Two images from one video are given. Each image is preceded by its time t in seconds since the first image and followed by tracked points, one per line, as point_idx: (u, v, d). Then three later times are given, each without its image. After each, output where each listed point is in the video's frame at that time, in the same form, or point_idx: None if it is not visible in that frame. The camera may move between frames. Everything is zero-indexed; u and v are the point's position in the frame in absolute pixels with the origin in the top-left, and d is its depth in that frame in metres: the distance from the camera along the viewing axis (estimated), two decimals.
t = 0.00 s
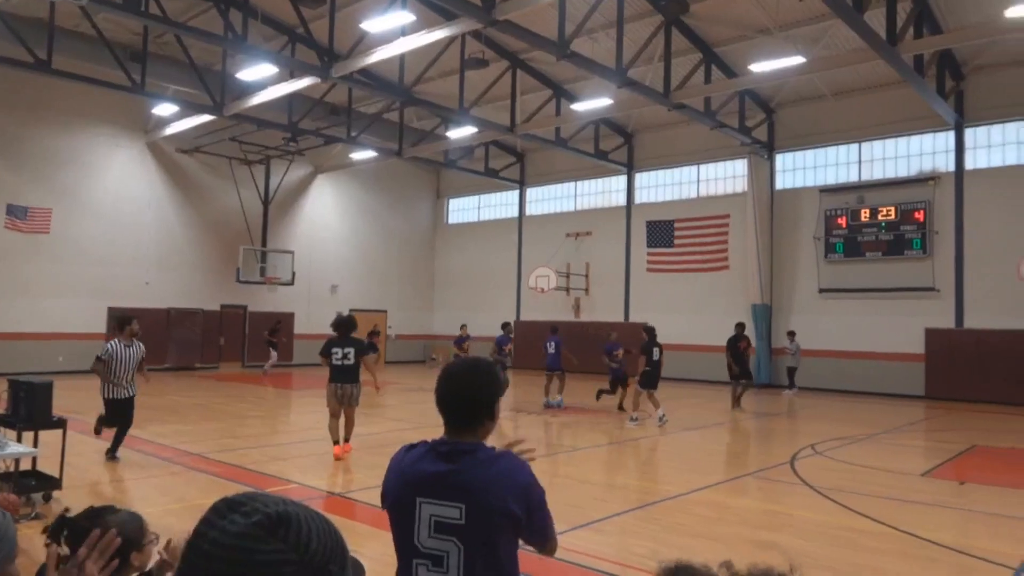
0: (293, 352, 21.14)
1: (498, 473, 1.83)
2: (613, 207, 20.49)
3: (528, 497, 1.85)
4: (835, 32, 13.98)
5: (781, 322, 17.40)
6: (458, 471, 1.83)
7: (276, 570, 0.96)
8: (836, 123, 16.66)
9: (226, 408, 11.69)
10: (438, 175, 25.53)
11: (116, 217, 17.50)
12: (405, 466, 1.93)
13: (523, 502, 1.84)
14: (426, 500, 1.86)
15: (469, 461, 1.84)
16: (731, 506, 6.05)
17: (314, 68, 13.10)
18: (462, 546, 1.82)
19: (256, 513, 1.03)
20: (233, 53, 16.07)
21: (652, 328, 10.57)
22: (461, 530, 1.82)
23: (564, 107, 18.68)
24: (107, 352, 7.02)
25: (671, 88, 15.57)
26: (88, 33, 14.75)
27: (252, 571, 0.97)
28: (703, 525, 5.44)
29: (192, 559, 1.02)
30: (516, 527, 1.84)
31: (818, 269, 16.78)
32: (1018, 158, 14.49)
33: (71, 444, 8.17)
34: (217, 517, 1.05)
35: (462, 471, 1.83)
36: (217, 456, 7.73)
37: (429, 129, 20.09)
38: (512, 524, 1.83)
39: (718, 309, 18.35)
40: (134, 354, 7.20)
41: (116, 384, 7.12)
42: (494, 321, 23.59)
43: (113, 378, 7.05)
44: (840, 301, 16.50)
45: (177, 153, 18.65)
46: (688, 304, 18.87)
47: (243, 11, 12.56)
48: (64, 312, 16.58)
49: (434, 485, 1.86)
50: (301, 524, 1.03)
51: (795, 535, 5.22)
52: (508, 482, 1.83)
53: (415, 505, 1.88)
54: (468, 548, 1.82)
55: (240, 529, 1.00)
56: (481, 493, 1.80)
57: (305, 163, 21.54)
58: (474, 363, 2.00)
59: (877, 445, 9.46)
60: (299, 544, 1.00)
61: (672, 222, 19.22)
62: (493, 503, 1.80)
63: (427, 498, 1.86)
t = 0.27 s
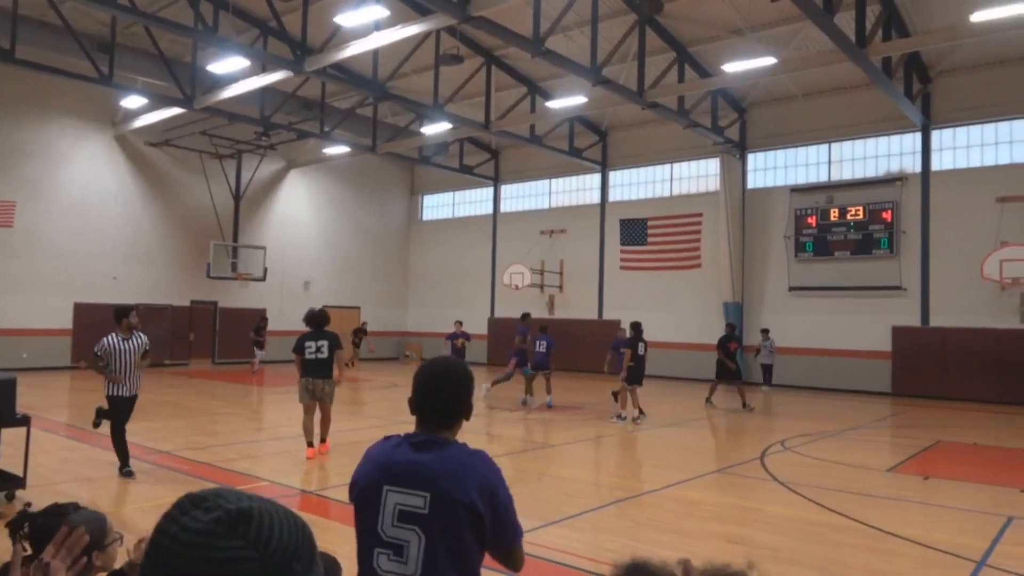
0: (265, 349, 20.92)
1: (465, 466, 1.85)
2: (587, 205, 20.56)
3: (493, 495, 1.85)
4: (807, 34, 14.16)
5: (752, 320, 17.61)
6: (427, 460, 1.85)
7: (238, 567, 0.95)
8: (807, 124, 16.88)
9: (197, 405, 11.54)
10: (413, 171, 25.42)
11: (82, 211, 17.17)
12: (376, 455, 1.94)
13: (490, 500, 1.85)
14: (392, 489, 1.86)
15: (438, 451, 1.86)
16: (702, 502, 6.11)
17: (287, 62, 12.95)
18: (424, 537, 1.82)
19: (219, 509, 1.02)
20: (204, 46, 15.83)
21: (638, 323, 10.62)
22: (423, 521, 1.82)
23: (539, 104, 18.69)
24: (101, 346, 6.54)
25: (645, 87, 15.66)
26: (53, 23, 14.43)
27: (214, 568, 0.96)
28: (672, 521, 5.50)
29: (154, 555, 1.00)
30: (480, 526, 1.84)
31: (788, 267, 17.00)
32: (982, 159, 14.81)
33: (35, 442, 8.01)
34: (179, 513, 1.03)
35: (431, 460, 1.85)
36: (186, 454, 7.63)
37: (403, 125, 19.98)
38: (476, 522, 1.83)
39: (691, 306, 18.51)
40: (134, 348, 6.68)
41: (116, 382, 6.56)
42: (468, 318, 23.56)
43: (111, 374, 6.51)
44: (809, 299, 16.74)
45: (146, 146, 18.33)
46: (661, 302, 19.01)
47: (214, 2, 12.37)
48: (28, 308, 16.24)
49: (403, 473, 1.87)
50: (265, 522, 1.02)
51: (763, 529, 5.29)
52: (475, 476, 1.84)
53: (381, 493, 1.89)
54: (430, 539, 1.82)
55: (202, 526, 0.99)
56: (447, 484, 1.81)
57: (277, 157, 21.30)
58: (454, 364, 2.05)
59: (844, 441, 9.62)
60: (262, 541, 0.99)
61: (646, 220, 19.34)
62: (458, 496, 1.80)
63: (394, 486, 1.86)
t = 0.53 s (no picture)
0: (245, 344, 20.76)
1: (427, 460, 1.89)
2: (570, 202, 20.59)
3: (449, 494, 1.88)
4: (789, 34, 14.27)
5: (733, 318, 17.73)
6: (392, 450, 1.90)
7: (211, 565, 0.94)
8: (788, 124, 17.02)
9: (175, 401, 11.43)
10: (396, 166, 25.32)
11: (60, 203, 16.92)
12: (346, 447, 1.99)
13: (446, 498, 1.87)
14: (353, 474, 1.89)
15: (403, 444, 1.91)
16: (681, 498, 6.15)
17: (269, 55, 12.84)
18: (375, 520, 1.82)
19: (192, 504, 1.01)
20: (186, 37, 15.64)
21: (634, 323, 10.49)
22: (379, 506, 1.83)
23: (523, 101, 18.67)
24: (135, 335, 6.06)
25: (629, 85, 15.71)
26: (31, 11, 14.19)
27: (185, 565, 0.95)
28: (652, 517, 5.53)
29: (125, 549, 0.99)
30: (433, 524, 1.85)
31: (769, 266, 17.14)
32: (959, 161, 15.02)
33: (10, 438, 7.90)
34: (155, 508, 1.02)
35: (395, 450, 1.90)
36: (164, 450, 7.56)
37: (387, 120, 19.90)
38: (428, 517, 1.84)
39: (672, 304, 18.61)
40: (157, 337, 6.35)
41: (148, 373, 6.20)
42: (450, 314, 23.52)
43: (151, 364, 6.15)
44: (789, 298, 16.88)
45: (125, 138, 18.10)
46: (643, 300, 19.09)
47: None
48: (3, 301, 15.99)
49: (366, 461, 1.90)
50: (240, 519, 1.01)
51: (743, 525, 5.34)
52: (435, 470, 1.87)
53: (342, 479, 1.91)
54: (380, 525, 1.82)
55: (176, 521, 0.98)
56: (405, 472, 1.84)
57: (259, 151, 21.12)
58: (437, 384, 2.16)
59: (822, 438, 9.72)
60: (235, 538, 0.99)
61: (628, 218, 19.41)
62: (416, 485, 1.83)
63: (355, 472, 1.89)
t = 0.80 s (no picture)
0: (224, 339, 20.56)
1: (412, 505, 1.83)
2: (552, 198, 20.62)
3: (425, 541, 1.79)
4: (770, 34, 14.37)
5: (712, 315, 17.85)
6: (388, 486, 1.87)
7: (178, 560, 0.94)
8: (768, 123, 17.16)
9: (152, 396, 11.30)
10: (377, 160, 25.19)
11: (33, 195, 16.64)
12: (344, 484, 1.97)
13: (423, 541, 1.78)
14: (341, 492, 1.85)
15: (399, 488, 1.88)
16: (659, 494, 6.19)
17: (249, 47, 12.70)
18: (345, 526, 1.75)
19: (163, 500, 1.00)
20: (164, 27, 15.42)
21: (624, 317, 10.84)
22: (353, 516, 1.76)
23: (505, 96, 18.63)
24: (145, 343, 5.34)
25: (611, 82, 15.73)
26: None
27: (153, 562, 0.95)
28: (630, 512, 5.57)
29: (95, 545, 1.00)
30: (405, 560, 1.73)
31: (748, 264, 17.29)
32: (935, 162, 15.24)
33: None
34: (125, 504, 1.03)
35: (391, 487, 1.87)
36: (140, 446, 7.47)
37: (368, 114, 19.80)
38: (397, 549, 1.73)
39: (652, 301, 18.71)
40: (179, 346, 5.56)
41: (161, 390, 5.38)
42: (431, 310, 23.45)
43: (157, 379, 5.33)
44: (768, 296, 17.04)
45: (101, 130, 17.83)
46: (623, 296, 19.16)
47: None
48: None
49: (360, 486, 1.87)
50: (211, 515, 1.01)
51: (719, 520, 5.40)
52: (416, 513, 1.80)
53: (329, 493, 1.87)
54: (346, 535, 1.73)
55: (143, 518, 0.98)
56: (391, 501, 1.79)
57: (238, 144, 20.91)
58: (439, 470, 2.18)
59: (799, 434, 9.83)
60: (204, 534, 0.98)
61: (609, 215, 19.47)
62: (394, 513, 1.76)
63: (344, 491, 1.85)
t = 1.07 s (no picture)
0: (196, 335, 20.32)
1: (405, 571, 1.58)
2: (528, 195, 20.65)
3: None
4: (744, 34, 14.52)
5: (686, 312, 18.01)
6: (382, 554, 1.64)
7: (161, 559, 0.93)
8: (742, 122, 17.34)
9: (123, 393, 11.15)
10: (352, 156, 25.01)
11: None
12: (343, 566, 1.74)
13: None
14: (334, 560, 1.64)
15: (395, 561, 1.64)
16: (633, 489, 6.24)
17: (222, 40, 12.56)
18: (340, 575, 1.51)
19: (143, 497, 1.00)
20: (135, 18, 15.19)
21: (615, 315, 10.52)
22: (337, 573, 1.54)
23: (482, 93, 18.61)
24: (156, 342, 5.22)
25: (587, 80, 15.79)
26: None
27: (134, 561, 0.93)
28: (605, 508, 5.61)
29: (71, 543, 0.97)
30: None
31: (722, 261, 17.46)
32: (904, 162, 15.51)
33: None
34: (102, 502, 1.01)
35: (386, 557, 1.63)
36: (110, 444, 7.37)
37: (343, 109, 19.65)
38: None
39: (627, 298, 18.83)
40: (195, 344, 5.39)
41: (174, 388, 5.21)
42: (407, 306, 23.37)
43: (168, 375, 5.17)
44: (741, 293, 17.23)
45: (70, 122, 17.53)
46: (599, 293, 19.25)
47: None
48: None
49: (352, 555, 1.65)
50: (193, 513, 1.00)
51: (692, 515, 5.45)
52: None
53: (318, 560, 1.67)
54: None
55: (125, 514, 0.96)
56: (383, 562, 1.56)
57: (211, 138, 20.65)
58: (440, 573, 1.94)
59: (771, 430, 9.97)
60: (187, 531, 0.98)
61: (585, 212, 19.55)
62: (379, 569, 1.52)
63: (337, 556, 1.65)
